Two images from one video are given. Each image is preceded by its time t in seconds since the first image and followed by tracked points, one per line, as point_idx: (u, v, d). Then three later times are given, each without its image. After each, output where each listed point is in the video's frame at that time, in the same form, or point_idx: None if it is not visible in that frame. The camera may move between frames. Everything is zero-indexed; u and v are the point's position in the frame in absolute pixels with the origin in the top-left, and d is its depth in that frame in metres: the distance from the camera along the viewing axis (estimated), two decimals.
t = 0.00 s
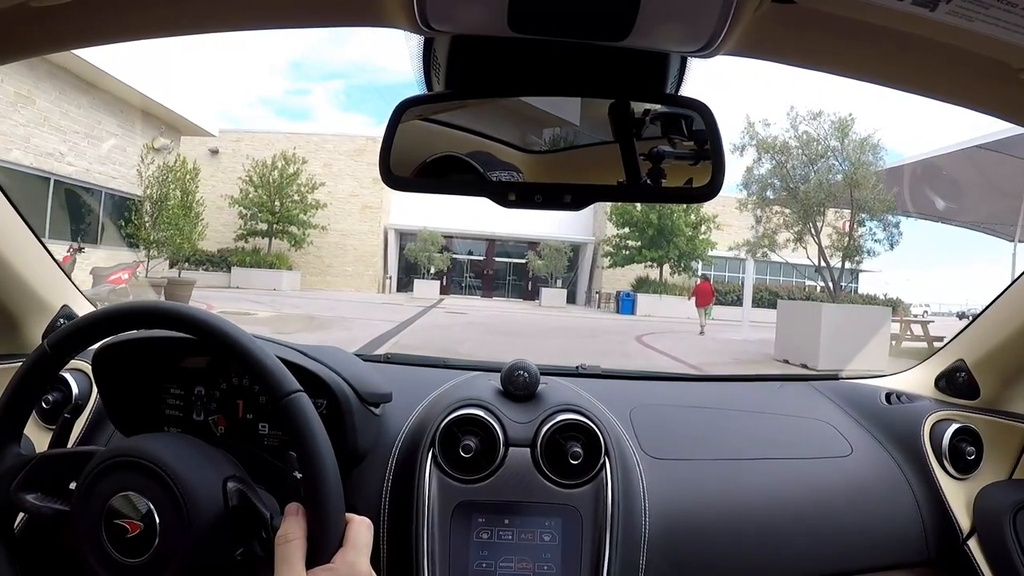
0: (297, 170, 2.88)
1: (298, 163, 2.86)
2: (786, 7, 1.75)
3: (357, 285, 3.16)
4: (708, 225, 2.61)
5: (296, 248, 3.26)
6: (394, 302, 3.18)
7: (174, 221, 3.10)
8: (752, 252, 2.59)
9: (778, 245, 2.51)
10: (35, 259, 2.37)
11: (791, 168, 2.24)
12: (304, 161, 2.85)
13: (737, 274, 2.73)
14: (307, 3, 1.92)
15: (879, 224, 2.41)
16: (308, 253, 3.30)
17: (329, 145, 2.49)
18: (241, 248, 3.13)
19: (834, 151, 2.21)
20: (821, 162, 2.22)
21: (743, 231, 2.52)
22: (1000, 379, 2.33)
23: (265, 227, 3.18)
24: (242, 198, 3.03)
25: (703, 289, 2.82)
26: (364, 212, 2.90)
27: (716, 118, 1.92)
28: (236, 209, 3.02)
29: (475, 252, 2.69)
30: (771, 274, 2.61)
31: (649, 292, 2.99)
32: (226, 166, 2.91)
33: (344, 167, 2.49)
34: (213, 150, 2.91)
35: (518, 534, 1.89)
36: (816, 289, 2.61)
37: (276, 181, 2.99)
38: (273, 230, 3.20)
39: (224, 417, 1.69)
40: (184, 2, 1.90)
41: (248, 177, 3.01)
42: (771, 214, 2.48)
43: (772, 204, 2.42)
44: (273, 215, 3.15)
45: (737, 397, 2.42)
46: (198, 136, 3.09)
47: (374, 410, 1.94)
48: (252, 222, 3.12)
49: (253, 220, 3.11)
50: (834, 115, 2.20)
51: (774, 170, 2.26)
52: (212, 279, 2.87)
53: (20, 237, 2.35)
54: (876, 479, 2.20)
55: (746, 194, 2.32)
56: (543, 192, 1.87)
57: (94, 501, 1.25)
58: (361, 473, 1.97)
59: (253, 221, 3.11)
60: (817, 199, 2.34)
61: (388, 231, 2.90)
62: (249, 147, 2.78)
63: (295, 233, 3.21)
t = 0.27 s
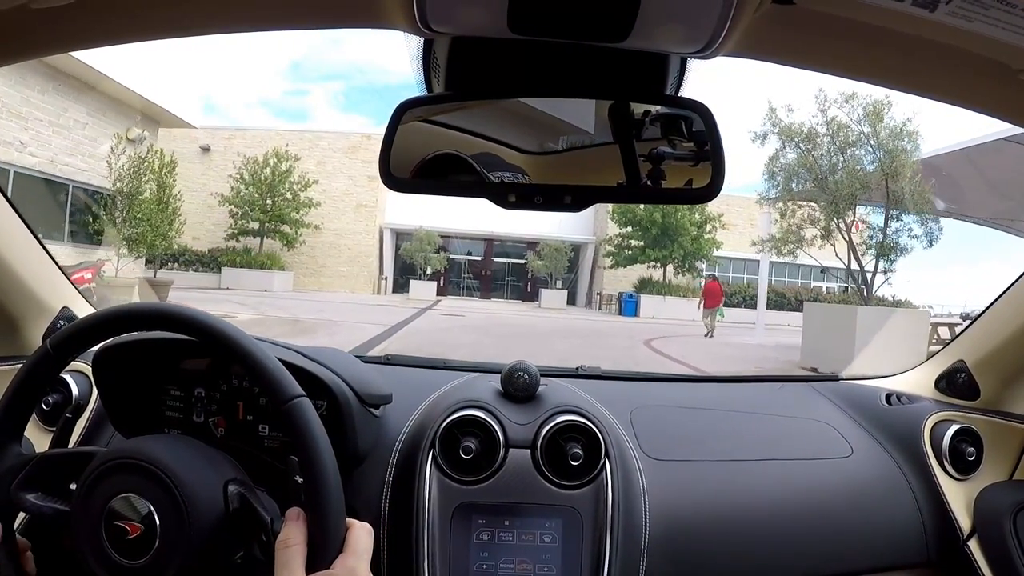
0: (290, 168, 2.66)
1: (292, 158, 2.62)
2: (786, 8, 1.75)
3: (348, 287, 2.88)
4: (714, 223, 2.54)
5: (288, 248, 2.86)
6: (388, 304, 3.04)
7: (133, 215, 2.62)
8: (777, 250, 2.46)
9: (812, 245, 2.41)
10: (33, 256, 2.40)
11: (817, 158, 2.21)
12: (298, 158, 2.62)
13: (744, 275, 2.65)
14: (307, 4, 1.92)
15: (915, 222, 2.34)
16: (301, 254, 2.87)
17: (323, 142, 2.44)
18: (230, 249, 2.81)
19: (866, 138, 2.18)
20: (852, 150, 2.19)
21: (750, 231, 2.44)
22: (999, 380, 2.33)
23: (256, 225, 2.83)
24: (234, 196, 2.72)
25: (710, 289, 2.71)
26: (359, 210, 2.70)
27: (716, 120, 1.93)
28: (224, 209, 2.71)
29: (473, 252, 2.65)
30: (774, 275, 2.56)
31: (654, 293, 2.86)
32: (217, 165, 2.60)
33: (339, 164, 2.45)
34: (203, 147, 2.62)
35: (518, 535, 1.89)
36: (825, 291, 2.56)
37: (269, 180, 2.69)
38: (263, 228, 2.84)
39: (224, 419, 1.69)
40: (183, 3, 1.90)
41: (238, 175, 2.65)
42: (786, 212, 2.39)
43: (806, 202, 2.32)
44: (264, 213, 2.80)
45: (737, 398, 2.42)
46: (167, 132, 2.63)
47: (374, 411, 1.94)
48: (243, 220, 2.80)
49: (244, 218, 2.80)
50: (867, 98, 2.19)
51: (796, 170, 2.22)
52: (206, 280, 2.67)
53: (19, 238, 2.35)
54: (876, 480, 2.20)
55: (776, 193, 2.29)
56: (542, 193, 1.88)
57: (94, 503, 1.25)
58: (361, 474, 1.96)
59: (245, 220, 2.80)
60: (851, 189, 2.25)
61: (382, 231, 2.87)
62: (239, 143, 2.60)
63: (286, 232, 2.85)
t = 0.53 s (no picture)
0: (281, 164, 2.71)
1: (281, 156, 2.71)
2: (786, 10, 1.75)
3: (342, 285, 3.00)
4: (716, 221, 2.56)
5: (281, 247, 2.93)
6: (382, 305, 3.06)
7: (104, 210, 2.57)
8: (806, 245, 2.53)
9: (844, 238, 2.49)
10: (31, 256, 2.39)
11: (849, 144, 2.20)
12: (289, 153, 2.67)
13: (750, 275, 2.74)
14: (307, 6, 1.92)
15: (959, 216, 2.29)
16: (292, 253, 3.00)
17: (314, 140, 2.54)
18: (219, 248, 2.71)
19: (899, 123, 2.21)
20: (886, 135, 2.21)
21: (752, 231, 2.53)
22: (999, 382, 2.33)
23: (249, 225, 2.81)
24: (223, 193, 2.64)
25: (716, 290, 2.79)
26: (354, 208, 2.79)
27: (715, 122, 1.92)
28: (213, 205, 2.63)
29: (471, 252, 2.79)
30: (759, 273, 2.70)
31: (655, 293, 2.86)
32: (207, 163, 2.52)
33: (333, 161, 2.55)
34: (195, 145, 2.46)
35: (518, 536, 1.90)
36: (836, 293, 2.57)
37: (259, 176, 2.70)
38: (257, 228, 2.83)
39: (224, 419, 1.69)
40: (184, 3, 1.90)
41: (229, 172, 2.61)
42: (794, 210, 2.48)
43: (836, 193, 2.39)
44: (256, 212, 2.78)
45: (736, 399, 2.42)
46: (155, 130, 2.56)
47: (374, 412, 1.94)
48: (234, 220, 2.73)
49: (235, 217, 2.72)
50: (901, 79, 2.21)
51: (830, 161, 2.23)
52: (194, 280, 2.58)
53: (20, 239, 2.35)
54: (876, 481, 2.20)
55: (807, 181, 2.29)
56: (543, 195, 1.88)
57: (94, 504, 1.25)
58: (361, 476, 1.96)
59: (237, 219, 2.73)
60: (890, 177, 2.27)
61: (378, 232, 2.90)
62: (232, 138, 2.56)
63: (279, 231, 2.90)
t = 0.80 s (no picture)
0: (274, 162, 2.85)
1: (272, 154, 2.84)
2: (787, 11, 1.74)
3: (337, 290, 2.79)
4: (722, 221, 2.58)
5: (272, 247, 3.04)
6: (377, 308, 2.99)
7: (67, 205, 2.45)
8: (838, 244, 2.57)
9: (882, 232, 2.48)
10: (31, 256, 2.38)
11: (883, 130, 2.21)
12: (280, 151, 2.82)
13: (748, 277, 2.75)
14: (308, 6, 1.92)
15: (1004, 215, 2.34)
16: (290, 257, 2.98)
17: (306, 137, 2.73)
18: (212, 249, 2.81)
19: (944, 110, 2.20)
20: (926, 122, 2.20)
21: (758, 230, 2.55)
22: (1000, 382, 2.33)
23: (240, 225, 2.96)
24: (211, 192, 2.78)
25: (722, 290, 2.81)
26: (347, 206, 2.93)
27: (714, 121, 1.90)
28: (202, 204, 2.76)
29: (470, 253, 2.76)
30: (767, 274, 2.69)
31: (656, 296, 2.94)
32: (198, 161, 2.74)
33: (326, 160, 2.70)
34: (185, 143, 2.73)
35: (518, 536, 1.90)
36: (843, 295, 2.60)
37: (250, 174, 2.86)
38: (249, 227, 2.96)
39: (224, 420, 1.69)
40: (185, 3, 1.90)
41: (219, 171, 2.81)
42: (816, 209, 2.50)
43: (872, 187, 2.36)
44: (245, 212, 2.92)
45: (736, 399, 2.42)
46: (145, 129, 2.64)
47: (374, 412, 1.94)
48: (224, 219, 2.87)
49: (225, 217, 2.86)
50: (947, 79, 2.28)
51: (864, 150, 2.22)
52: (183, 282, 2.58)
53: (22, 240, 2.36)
54: (876, 482, 2.20)
55: (843, 170, 2.25)
56: (543, 196, 1.88)
57: (93, 504, 1.25)
58: (360, 476, 1.96)
59: (226, 218, 2.88)
60: (931, 168, 2.24)
61: (372, 232, 2.85)
62: (223, 138, 2.83)
63: (269, 232, 3.02)
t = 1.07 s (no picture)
0: (264, 160, 3.04)
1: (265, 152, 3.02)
2: (787, 9, 1.74)
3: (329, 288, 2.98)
4: (726, 217, 2.65)
5: (264, 247, 3.03)
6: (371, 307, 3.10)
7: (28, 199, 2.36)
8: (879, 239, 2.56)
9: (920, 228, 2.48)
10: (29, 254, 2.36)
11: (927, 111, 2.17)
12: (271, 149, 2.99)
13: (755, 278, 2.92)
14: (308, 5, 1.92)
15: None
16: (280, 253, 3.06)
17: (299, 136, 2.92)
18: (202, 249, 2.89)
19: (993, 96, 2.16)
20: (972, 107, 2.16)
21: (762, 229, 2.69)
22: (999, 382, 2.33)
23: (230, 225, 3.02)
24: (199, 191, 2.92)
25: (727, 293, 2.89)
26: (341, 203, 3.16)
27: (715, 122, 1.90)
28: (192, 203, 2.88)
29: (467, 253, 2.69)
30: (769, 275, 2.89)
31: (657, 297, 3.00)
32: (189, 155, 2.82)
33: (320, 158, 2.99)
34: (175, 140, 2.76)
35: (518, 535, 1.90)
36: (848, 296, 2.78)
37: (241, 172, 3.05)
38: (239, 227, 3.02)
39: (224, 418, 1.69)
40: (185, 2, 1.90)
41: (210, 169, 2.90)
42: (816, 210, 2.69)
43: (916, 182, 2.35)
44: (235, 210, 3.03)
45: (736, 399, 2.41)
46: (136, 125, 2.67)
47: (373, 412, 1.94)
48: (213, 218, 2.97)
49: (215, 216, 2.97)
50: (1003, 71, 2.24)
51: (890, 146, 2.23)
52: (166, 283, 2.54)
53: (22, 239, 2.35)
54: (875, 481, 2.20)
55: (880, 157, 2.27)
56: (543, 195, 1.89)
57: (94, 504, 1.25)
58: (361, 475, 1.96)
59: (215, 218, 2.98)
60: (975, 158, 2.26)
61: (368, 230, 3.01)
62: (214, 136, 2.83)
63: (260, 231, 3.07)
